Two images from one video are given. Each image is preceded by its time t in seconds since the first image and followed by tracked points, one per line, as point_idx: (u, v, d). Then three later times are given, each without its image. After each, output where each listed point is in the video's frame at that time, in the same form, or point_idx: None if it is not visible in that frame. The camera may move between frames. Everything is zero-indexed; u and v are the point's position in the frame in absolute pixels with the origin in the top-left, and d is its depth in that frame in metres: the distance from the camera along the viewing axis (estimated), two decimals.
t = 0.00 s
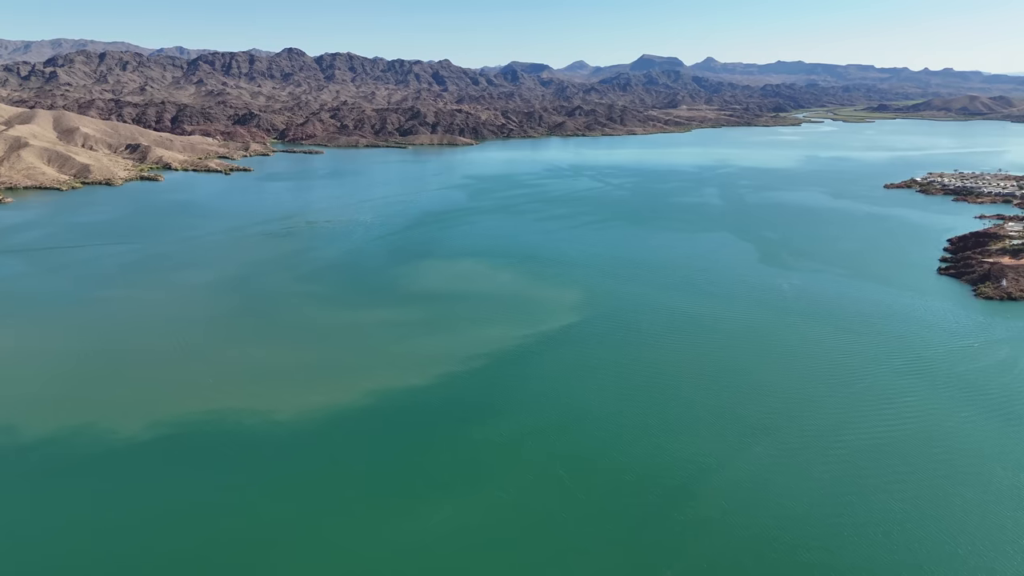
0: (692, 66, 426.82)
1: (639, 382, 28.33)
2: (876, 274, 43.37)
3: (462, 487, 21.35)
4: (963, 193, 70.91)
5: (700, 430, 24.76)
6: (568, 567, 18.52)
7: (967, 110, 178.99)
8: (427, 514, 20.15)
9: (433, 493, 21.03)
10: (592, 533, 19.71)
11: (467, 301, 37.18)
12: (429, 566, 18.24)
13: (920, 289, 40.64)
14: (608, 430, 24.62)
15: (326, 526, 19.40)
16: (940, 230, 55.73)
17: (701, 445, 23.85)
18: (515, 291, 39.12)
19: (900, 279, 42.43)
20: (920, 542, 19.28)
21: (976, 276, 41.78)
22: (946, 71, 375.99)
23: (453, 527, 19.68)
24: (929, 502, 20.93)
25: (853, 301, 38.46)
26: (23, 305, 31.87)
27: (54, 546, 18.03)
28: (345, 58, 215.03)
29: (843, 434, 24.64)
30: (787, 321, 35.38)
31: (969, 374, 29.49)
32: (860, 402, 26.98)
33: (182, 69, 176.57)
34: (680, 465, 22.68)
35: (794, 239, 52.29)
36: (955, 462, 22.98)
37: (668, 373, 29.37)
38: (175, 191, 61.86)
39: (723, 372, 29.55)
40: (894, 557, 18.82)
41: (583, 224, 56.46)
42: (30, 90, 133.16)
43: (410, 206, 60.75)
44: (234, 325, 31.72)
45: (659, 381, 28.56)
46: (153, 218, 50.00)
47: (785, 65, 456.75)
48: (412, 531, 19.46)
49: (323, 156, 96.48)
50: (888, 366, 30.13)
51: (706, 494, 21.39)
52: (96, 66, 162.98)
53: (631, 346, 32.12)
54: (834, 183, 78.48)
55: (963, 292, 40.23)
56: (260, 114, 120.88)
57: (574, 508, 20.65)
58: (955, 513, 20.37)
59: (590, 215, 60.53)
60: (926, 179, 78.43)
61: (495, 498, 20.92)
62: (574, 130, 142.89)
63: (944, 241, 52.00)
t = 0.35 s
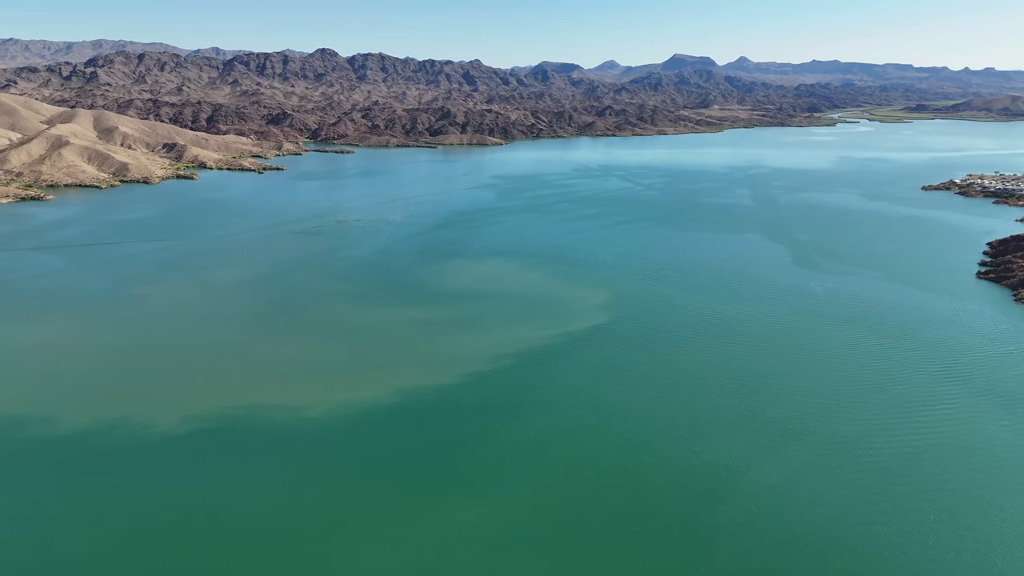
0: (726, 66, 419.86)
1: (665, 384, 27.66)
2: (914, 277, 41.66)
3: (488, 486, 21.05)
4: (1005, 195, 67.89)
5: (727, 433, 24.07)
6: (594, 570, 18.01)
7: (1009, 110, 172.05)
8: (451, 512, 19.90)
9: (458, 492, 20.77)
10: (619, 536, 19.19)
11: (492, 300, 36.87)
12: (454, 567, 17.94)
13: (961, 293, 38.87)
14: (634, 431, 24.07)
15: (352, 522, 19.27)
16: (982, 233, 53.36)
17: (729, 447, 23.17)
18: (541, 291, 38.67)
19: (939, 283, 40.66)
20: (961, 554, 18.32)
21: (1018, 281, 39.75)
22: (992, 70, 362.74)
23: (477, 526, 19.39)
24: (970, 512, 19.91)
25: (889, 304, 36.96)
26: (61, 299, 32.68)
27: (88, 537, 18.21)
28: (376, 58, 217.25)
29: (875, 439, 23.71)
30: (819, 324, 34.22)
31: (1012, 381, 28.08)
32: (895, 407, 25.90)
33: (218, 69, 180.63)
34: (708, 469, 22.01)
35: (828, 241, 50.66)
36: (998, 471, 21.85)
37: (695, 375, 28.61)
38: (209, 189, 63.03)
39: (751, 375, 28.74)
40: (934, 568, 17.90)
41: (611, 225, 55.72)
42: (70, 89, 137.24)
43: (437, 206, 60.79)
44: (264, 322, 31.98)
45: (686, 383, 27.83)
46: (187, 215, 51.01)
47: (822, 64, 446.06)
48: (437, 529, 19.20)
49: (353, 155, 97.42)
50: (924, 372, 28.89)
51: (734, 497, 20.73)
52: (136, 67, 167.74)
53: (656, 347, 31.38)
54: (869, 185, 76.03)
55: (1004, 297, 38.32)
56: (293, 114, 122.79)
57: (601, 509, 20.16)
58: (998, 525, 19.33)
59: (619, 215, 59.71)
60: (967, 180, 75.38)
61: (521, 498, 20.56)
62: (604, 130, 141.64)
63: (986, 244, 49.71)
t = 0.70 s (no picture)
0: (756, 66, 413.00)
1: (690, 386, 27.09)
2: (951, 281, 40.10)
3: (510, 486, 20.80)
4: None
5: (753, 436, 23.44)
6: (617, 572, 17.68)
7: None
8: (473, 511, 19.69)
9: (481, 492, 20.55)
10: (643, 540, 18.76)
11: (516, 300, 36.61)
12: (476, 565, 17.74)
13: (1000, 298, 37.29)
14: (658, 433, 23.60)
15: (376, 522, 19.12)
16: None
17: (754, 451, 22.55)
18: (566, 292, 38.27)
19: (977, 287, 39.07)
20: (997, 566, 17.55)
21: None
22: None
23: (498, 527, 19.14)
24: (1005, 523, 19.08)
25: (924, 308, 35.61)
26: (95, 294, 33.45)
27: (116, 528, 18.28)
28: (404, 58, 218.73)
29: (905, 445, 22.90)
30: (850, 327, 33.20)
31: None
32: (928, 413, 24.95)
33: (249, 69, 183.78)
34: (733, 472, 21.45)
35: (861, 243, 49.18)
36: None
37: (720, 377, 27.99)
38: (239, 188, 64.01)
39: (777, 377, 28.00)
40: None
41: (638, 225, 54.98)
42: (106, 89, 141.03)
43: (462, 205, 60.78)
44: (291, 319, 32.28)
45: (711, 385, 27.24)
46: (217, 213, 51.85)
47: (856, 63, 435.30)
48: (459, 530, 18.98)
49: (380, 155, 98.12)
50: (959, 377, 27.80)
51: (760, 502, 20.15)
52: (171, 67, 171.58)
53: (681, 349, 30.78)
54: (905, 186, 73.66)
55: None
56: (322, 113, 124.27)
57: (624, 512, 19.76)
58: None
59: (645, 215, 58.89)
60: (1008, 181, 72.55)
61: (543, 499, 20.27)
62: (631, 130, 140.25)
63: None
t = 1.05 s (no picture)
0: (785, 66, 405.52)
1: (713, 388, 26.55)
2: (989, 285, 38.66)
3: (533, 487, 20.49)
4: None
5: (777, 439, 22.87)
6: None
7: None
8: (495, 511, 19.48)
9: (504, 492, 20.29)
10: (667, 542, 18.35)
11: (540, 300, 36.32)
12: (499, 566, 17.51)
13: None
14: (681, 435, 23.12)
15: (399, 522, 18.96)
16: None
17: (779, 454, 21.98)
18: (590, 292, 37.86)
19: (1017, 291, 37.57)
20: None
21: None
22: None
23: (520, 527, 18.87)
24: None
25: (961, 313, 34.33)
26: (127, 290, 34.09)
27: (143, 521, 18.35)
28: (431, 58, 219.91)
29: (936, 451, 22.12)
30: (881, 331, 32.14)
31: None
32: (959, 419, 24.07)
33: (278, 69, 186.63)
34: (757, 475, 20.92)
35: (894, 245, 47.71)
36: None
37: (745, 379, 27.34)
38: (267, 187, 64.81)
39: (803, 380, 27.28)
40: None
41: (663, 226, 54.20)
42: (139, 89, 144.37)
43: (486, 205, 60.70)
44: (317, 317, 32.47)
45: (734, 387, 26.63)
46: (245, 212, 52.50)
47: (889, 62, 424.50)
48: (482, 531, 18.74)
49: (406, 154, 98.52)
50: (992, 383, 26.75)
51: (786, 506, 19.58)
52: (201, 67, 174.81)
53: (707, 351, 30.15)
54: (941, 187, 71.46)
55: None
56: (349, 113, 125.48)
57: (647, 514, 19.36)
58: None
59: (671, 216, 58.08)
60: None
61: (566, 500, 19.93)
62: (656, 130, 138.79)
63: None
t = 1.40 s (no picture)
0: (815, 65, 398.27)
1: (738, 390, 25.99)
2: None
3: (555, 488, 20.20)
4: None
5: (803, 443, 22.31)
6: None
7: None
8: (516, 511, 19.29)
9: (527, 492, 20.07)
10: (690, 545, 17.97)
11: (563, 301, 35.99)
12: (519, 566, 17.33)
13: None
14: (705, 437, 22.69)
15: (420, 523, 18.74)
16: None
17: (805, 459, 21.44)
18: (614, 293, 37.42)
19: None
20: None
21: None
22: None
23: (543, 529, 18.63)
24: None
25: (999, 317, 33.08)
26: (157, 287, 34.75)
27: (170, 515, 18.49)
28: (456, 58, 220.72)
29: (969, 458, 21.36)
30: (913, 334, 31.15)
31: None
32: (993, 426, 23.22)
33: (305, 70, 189.18)
34: (783, 480, 20.41)
35: (928, 247, 46.25)
36: None
37: (770, 382, 26.73)
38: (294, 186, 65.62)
39: (830, 383, 26.62)
40: None
41: (688, 226, 53.37)
42: (171, 90, 147.62)
43: (510, 205, 60.54)
44: (341, 315, 32.66)
45: (760, 390, 26.03)
46: (272, 211, 53.16)
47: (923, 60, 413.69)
48: (505, 531, 18.54)
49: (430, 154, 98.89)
50: None
51: (811, 511, 19.11)
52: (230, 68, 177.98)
53: (732, 353, 29.60)
54: (977, 189, 69.24)
55: None
56: (375, 113, 126.54)
57: (671, 517, 18.98)
58: None
59: (696, 217, 57.22)
60: None
61: (589, 502, 19.62)
62: (683, 130, 137.10)
63: None
